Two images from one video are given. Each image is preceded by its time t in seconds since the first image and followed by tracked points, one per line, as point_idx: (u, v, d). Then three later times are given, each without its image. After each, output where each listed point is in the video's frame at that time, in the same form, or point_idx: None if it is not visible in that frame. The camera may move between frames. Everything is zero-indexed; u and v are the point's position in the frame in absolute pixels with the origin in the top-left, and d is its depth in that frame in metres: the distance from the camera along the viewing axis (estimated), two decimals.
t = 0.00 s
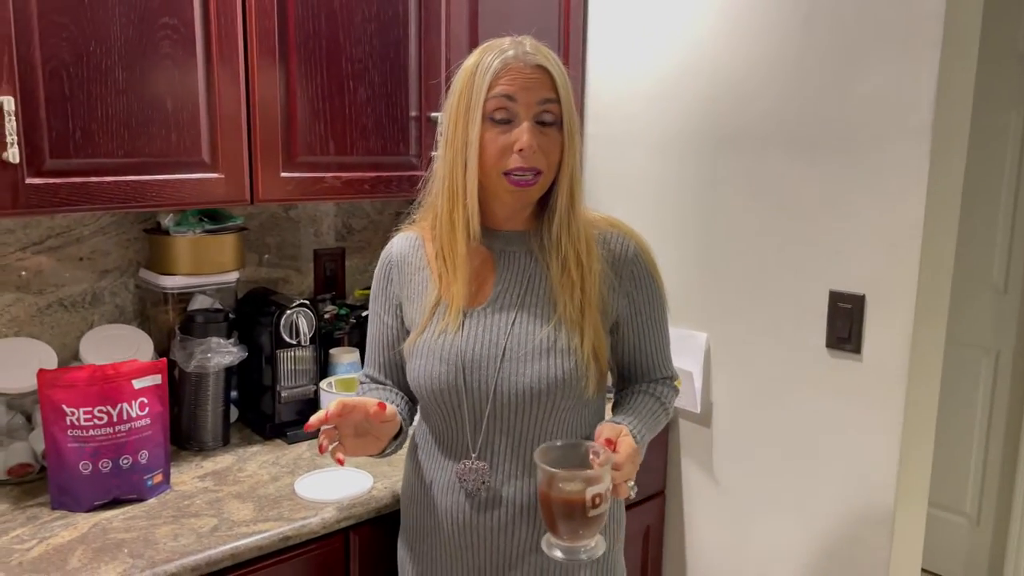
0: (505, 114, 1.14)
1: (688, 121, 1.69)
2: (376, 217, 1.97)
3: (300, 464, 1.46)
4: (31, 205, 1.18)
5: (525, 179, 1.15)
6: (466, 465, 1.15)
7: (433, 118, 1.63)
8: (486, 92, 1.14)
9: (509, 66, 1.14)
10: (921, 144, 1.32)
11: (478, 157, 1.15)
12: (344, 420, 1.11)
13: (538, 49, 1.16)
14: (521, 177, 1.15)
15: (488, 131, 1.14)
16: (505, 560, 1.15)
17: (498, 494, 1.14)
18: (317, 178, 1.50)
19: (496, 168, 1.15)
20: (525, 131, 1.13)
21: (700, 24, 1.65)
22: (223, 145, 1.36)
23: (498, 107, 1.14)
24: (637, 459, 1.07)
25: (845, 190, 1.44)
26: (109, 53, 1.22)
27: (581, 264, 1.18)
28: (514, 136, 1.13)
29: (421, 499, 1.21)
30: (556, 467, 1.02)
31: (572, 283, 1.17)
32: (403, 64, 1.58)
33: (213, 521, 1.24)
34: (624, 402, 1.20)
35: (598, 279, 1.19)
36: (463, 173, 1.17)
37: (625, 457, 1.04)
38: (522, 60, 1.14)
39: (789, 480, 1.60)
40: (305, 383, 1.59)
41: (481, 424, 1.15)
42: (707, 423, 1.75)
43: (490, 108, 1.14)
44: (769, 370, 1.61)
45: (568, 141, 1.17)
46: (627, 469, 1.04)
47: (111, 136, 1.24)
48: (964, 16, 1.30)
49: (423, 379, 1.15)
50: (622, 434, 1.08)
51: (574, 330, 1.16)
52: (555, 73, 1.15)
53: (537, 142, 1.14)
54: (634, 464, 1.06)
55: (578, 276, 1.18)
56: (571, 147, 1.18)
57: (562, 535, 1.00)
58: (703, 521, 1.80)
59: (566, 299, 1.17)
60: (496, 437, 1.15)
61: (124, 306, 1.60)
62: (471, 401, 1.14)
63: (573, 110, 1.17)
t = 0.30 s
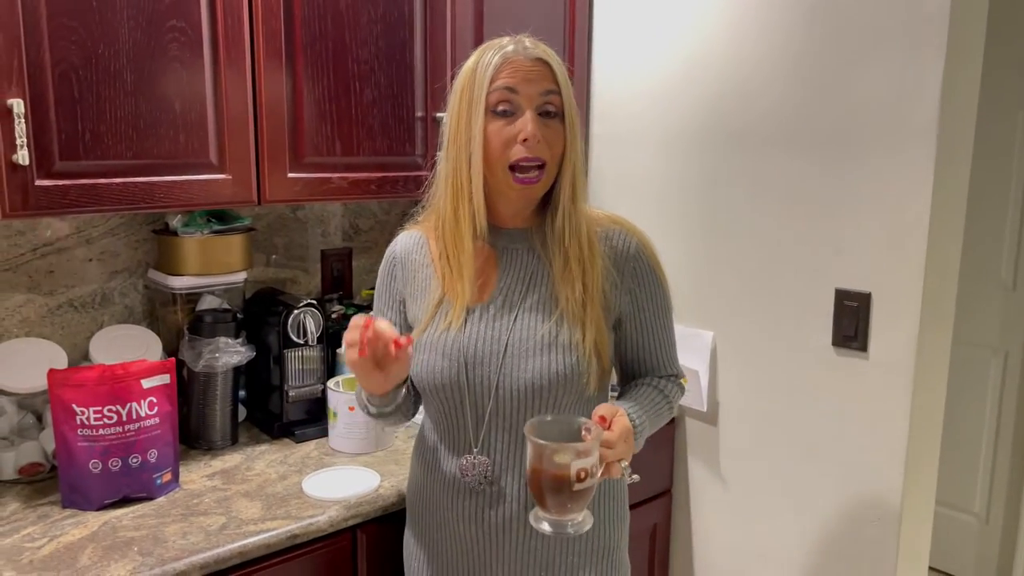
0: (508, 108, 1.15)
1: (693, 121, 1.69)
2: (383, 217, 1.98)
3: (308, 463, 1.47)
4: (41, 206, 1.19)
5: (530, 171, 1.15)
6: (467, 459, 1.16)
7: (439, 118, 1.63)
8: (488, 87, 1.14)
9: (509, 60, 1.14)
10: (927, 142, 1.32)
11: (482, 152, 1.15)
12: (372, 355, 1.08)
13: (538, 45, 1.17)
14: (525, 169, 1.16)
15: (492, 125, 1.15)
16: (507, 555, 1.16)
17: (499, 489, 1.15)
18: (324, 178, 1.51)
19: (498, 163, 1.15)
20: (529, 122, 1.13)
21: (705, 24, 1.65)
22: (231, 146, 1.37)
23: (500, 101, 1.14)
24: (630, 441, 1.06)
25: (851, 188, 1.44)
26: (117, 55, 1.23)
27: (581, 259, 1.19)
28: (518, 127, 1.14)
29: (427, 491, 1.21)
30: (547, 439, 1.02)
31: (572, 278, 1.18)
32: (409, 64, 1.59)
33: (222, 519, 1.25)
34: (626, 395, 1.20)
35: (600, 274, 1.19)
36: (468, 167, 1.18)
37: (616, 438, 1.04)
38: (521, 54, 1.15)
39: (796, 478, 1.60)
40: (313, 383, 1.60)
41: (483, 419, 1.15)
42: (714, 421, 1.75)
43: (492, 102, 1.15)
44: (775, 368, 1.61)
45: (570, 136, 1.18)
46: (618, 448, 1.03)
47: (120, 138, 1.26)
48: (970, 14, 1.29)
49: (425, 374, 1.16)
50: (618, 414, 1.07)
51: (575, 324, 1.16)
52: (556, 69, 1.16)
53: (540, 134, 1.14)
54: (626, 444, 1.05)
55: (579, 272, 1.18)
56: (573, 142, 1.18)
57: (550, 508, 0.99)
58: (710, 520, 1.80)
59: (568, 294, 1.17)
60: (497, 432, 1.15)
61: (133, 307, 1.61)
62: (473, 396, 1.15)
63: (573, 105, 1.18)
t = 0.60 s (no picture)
0: (500, 105, 1.15)
1: (695, 118, 1.69)
2: (385, 216, 1.98)
3: (310, 462, 1.47)
4: (43, 206, 1.20)
5: (526, 166, 1.16)
6: (467, 458, 1.16)
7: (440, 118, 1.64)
8: (479, 85, 1.15)
9: (499, 58, 1.15)
10: (930, 140, 1.31)
11: (477, 150, 1.16)
12: (381, 369, 1.10)
13: (527, 43, 1.17)
14: (522, 166, 1.16)
15: (486, 123, 1.15)
16: (509, 553, 1.16)
17: (500, 487, 1.15)
18: (325, 178, 1.51)
19: (494, 161, 1.16)
20: (522, 118, 1.14)
21: (706, 21, 1.65)
22: (233, 145, 1.38)
23: (493, 99, 1.15)
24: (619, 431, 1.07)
25: (853, 185, 1.43)
26: (119, 56, 1.24)
27: (580, 256, 1.19)
28: (512, 124, 1.14)
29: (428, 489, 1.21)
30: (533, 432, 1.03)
31: (571, 276, 1.18)
32: (410, 63, 1.59)
33: (224, 518, 1.25)
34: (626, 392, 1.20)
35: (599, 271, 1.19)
36: (463, 166, 1.19)
37: (604, 429, 1.04)
38: (511, 51, 1.15)
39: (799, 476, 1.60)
40: (315, 382, 1.60)
41: (482, 417, 1.16)
42: (716, 420, 1.75)
43: (485, 100, 1.15)
44: (778, 366, 1.61)
45: (564, 132, 1.18)
46: (605, 440, 1.04)
47: (122, 138, 1.26)
48: (972, 11, 1.29)
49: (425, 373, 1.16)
50: (608, 406, 1.07)
51: (574, 321, 1.16)
52: (548, 66, 1.16)
53: (535, 130, 1.14)
54: (615, 435, 1.05)
55: (577, 269, 1.18)
56: (567, 138, 1.18)
57: (539, 499, 1.00)
58: (712, 518, 1.80)
59: (566, 291, 1.17)
60: (497, 431, 1.15)
61: (136, 306, 1.62)
62: (473, 394, 1.15)
63: (566, 101, 1.18)
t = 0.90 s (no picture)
0: (493, 108, 1.15)
1: (695, 117, 1.69)
2: (386, 215, 1.98)
3: (311, 462, 1.47)
4: (43, 207, 1.20)
5: (522, 166, 1.15)
6: (465, 458, 1.16)
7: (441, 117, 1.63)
8: (472, 88, 1.14)
9: (491, 60, 1.14)
10: (931, 138, 1.31)
11: (471, 152, 1.16)
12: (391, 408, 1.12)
13: (519, 43, 1.17)
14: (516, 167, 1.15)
15: (479, 126, 1.15)
16: (509, 552, 1.16)
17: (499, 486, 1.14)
18: (325, 177, 1.51)
19: (488, 163, 1.15)
20: (516, 120, 1.13)
21: (706, 19, 1.65)
22: (232, 145, 1.37)
23: (486, 101, 1.15)
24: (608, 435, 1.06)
25: (854, 184, 1.43)
26: (119, 56, 1.24)
27: (577, 256, 1.18)
28: (505, 126, 1.14)
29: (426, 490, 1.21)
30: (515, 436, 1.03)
31: (568, 276, 1.18)
32: (410, 62, 1.59)
33: (225, 518, 1.25)
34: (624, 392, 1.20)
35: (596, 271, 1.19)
36: (458, 168, 1.18)
37: (591, 433, 1.04)
38: (503, 53, 1.15)
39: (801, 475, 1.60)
40: (316, 382, 1.60)
41: (480, 417, 1.16)
42: (717, 418, 1.74)
43: (478, 103, 1.15)
44: (780, 365, 1.60)
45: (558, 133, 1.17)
46: (593, 444, 1.04)
47: (121, 138, 1.26)
48: (973, 9, 1.29)
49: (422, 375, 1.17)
50: (598, 408, 1.07)
51: (571, 321, 1.16)
52: (541, 66, 1.16)
53: (529, 131, 1.14)
54: (602, 440, 1.05)
55: (574, 268, 1.18)
56: (562, 139, 1.18)
57: (524, 502, 1.00)
58: (714, 517, 1.80)
59: (563, 291, 1.17)
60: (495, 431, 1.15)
61: (137, 306, 1.62)
62: (470, 394, 1.15)
63: (560, 102, 1.17)
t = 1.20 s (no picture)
0: (493, 108, 1.15)
1: (697, 115, 1.69)
2: (388, 214, 1.98)
3: (314, 461, 1.47)
4: (44, 206, 1.19)
5: (522, 166, 1.15)
6: (466, 457, 1.15)
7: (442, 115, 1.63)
8: (472, 89, 1.14)
9: (492, 60, 1.14)
10: (934, 134, 1.31)
11: (470, 152, 1.16)
12: (388, 408, 1.12)
13: (520, 42, 1.16)
14: (516, 167, 1.15)
15: (479, 126, 1.15)
16: (510, 551, 1.16)
17: (499, 485, 1.14)
18: (327, 176, 1.50)
19: (488, 163, 1.15)
20: (516, 120, 1.13)
21: (708, 17, 1.65)
22: (234, 144, 1.37)
23: (485, 102, 1.14)
24: (608, 431, 1.06)
25: (857, 181, 1.43)
26: (120, 55, 1.24)
27: (577, 255, 1.18)
28: (505, 127, 1.13)
29: (427, 488, 1.21)
30: (516, 432, 1.03)
31: (568, 275, 1.18)
32: (412, 61, 1.59)
33: (228, 517, 1.25)
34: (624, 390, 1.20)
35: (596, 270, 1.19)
36: (458, 168, 1.18)
37: (590, 429, 1.04)
38: (503, 53, 1.14)
39: (803, 473, 1.59)
40: (319, 380, 1.60)
41: (481, 416, 1.16)
42: (720, 416, 1.74)
43: (478, 104, 1.15)
44: (782, 363, 1.60)
45: (558, 133, 1.17)
46: (592, 441, 1.03)
47: (123, 137, 1.26)
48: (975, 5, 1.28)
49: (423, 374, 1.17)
50: (598, 405, 1.07)
51: (572, 320, 1.16)
52: (542, 67, 1.15)
53: (529, 131, 1.14)
54: (602, 436, 1.05)
55: (574, 268, 1.18)
56: (562, 139, 1.17)
57: (524, 500, 1.00)
58: (717, 515, 1.80)
59: (563, 290, 1.17)
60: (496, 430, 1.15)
61: (139, 306, 1.62)
62: (471, 393, 1.15)
63: (561, 102, 1.17)
